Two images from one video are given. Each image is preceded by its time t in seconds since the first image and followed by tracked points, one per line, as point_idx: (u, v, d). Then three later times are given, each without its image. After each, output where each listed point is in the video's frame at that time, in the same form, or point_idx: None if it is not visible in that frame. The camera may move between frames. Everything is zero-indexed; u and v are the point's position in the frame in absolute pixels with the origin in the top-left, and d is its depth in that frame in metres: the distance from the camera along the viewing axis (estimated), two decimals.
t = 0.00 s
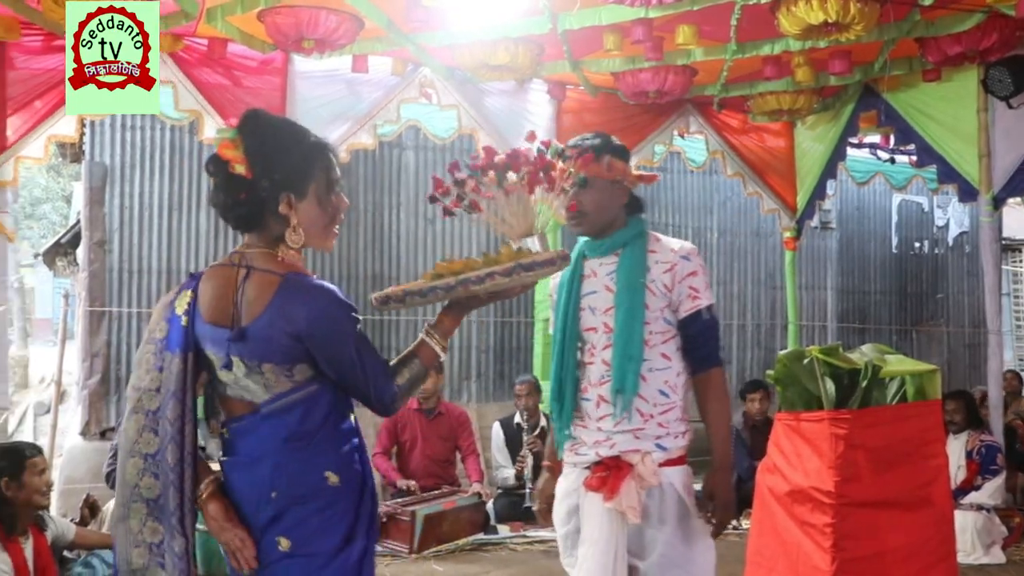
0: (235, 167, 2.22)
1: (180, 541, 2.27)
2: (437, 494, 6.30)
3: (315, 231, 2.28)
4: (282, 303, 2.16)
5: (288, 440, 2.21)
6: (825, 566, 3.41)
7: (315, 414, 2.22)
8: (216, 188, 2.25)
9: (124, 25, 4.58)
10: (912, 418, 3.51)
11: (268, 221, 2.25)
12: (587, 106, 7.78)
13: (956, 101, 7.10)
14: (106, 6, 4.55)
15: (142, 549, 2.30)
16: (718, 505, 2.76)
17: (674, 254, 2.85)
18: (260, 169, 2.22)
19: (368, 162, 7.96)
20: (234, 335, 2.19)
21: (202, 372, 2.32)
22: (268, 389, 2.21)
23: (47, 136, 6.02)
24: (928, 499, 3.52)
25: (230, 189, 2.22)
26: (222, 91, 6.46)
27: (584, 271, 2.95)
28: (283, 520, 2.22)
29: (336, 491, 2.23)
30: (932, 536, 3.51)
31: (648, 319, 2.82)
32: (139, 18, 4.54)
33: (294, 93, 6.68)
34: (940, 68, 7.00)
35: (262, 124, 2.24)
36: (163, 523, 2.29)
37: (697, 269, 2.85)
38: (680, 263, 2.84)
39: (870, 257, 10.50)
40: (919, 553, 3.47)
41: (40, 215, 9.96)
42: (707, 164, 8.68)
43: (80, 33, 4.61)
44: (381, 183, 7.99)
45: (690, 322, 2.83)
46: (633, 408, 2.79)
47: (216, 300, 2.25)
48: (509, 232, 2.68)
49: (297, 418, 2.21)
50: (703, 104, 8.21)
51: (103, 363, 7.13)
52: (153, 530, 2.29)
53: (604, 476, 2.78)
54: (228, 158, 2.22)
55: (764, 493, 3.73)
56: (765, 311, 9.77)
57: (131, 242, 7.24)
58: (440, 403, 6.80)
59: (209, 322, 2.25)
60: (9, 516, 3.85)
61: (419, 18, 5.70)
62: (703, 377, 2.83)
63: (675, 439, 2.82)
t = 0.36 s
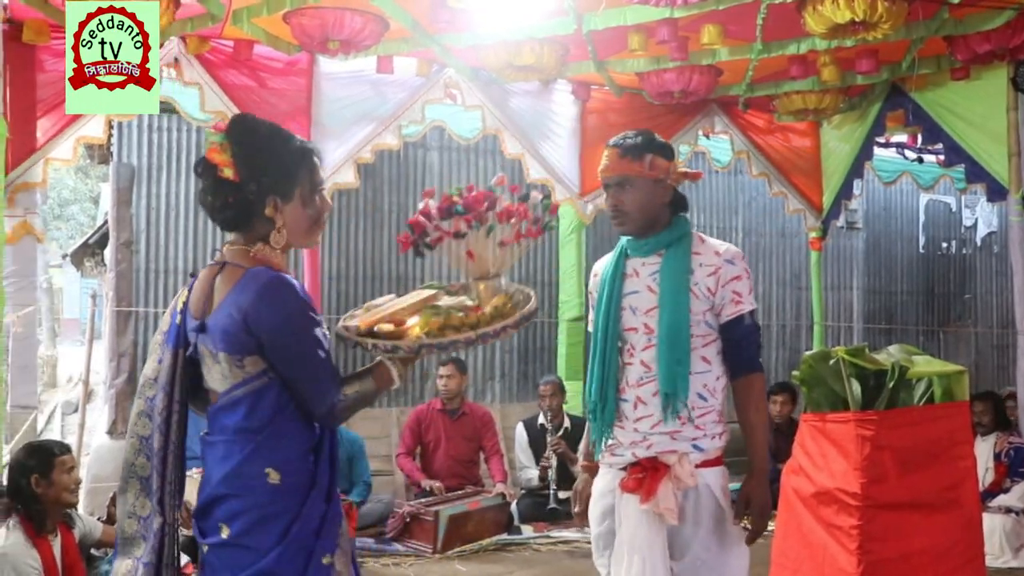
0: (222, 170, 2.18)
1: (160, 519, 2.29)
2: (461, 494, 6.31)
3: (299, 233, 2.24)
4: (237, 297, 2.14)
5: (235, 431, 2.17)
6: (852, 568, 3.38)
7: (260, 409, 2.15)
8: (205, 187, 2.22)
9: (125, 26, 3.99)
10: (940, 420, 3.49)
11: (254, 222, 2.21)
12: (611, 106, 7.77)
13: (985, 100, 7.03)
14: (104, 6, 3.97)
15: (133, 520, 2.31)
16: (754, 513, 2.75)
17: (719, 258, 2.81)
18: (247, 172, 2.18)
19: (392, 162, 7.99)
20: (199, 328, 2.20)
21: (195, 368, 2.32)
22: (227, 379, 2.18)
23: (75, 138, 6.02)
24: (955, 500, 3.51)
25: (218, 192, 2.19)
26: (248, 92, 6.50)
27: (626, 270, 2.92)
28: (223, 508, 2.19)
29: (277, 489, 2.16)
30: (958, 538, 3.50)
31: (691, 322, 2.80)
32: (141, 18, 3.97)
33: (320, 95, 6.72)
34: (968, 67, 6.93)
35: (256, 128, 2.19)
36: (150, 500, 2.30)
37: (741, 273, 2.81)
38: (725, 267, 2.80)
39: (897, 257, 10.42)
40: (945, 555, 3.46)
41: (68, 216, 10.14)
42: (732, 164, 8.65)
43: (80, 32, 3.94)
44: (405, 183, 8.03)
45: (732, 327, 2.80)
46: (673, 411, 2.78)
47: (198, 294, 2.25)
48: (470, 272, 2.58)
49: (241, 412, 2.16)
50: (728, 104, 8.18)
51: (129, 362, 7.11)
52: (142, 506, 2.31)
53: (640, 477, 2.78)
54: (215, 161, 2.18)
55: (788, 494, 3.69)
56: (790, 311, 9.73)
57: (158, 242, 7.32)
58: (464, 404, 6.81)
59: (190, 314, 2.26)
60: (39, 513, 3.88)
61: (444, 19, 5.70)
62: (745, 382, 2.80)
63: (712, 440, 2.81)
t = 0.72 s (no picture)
0: (181, 178, 2.28)
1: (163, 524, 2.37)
2: (462, 494, 6.32)
3: (257, 236, 2.36)
4: (194, 297, 2.25)
5: (198, 429, 2.28)
6: (854, 568, 3.38)
7: (221, 407, 2.26)
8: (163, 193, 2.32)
9: (124, 25, 3.99)
10: (941, 420, 3.50)
11: (214, 226, 2.32)
12: (613, 106, 7.77)
13: (986, 100, 7.02)
14: (106, 6, 3.97)
15: (143, 530, 2.42)
16: (757, 516, 2.76)
17: (727, 260, 2.81)
18: (206, 181, 2.29)
19: (393, 162, 7.98)
20: (160, 331, 2.32)
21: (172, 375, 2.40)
22: (188, 378, 2.28)
23: (76, 138, 6.04)
24: (956, 501, 3.52)
25: (179, 200, 2.30)
26: (250, 92, 6.52)
27: (635, 269, 2.92)
28: (185, 502, 2.30)
29: (236, 486, 2.24)
30: (959, 539, 3.51)
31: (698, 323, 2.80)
32: (138, 17, 3.97)
33: (321, 94, 6.76)
34: (970, 67, 6.93)
35: (215, 133, 2.30)
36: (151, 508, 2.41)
37: (749, 275, 2.82)
38: (732, 269, 2.80)
39: (898, 257, 10.42)
40: (946, 555, 3.47)
41: (69, 215, 10.14)
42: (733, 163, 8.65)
43: (82, 33, 3.93)
44: (406, 183, 8.02)
45: (739, 329, 2.80)
46: (679, 412, 2.77)
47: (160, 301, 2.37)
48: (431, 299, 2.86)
49: (204, 410, 2.27)
50: (730, 104, 8.18)
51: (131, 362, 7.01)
52: (146, 515, 2.41)
53: (643, 478, 2.78)
54: (173, 169, 2.28)
55: (789, 494, 3.70)
56: (791, 311, 9.74)
57: (158, 241, 7.33)
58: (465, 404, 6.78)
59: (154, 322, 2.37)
60: (41, 512, 3.89)
61: (445, 19, 5.70)
62: (751, 384, 2.81)
63: (717, 441, 2.81)
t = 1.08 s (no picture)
0: (161, 147, 2.30)
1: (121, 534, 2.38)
2: (462, 494, 6.32)
3: (226, 228, 2.36)
4: (169, 296, 2.24)
5: (172, 430, 2.27)
6: (853, 568, 3.38)
7: (201, 409, 2.26)
8: (139, 164, 2.32)
9: (125, 25, 4.01)
10: (941, 420, 3.50)
11: (183, 206, 2.32)
12: (613, 106, 7.78)
13: (986, 99, 7.02)
14: (106, 6, 3.99)
15: (93, 540, 2.42)
16: (752, 516, 2.73)
17: (728, 259, 2.81)
18: (184, 152, 2.31)
19: (393, 162, 7.98)
20: (132, 330, 2.30)
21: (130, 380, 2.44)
22: (160, 380, 2.28)
23: (77, 138, 6.04)
24: (956, 501, 3.52)
25: (153, 167, 2.30)
26: (250, 92, 6.52)
27: (635, 269, 2.92)
28: (155, 503, 2.29)
29: (213, 485, 2.26)
30: (959, 539, 3.51)
31: (698, 323, 2.79)
32: (139, 17, 3.98)
33: (321, 94, 6.76)
34: (970, 66, 6.93)
35: (193, 115, 2.32)
36: (106, 516, 2.40)
37: (750, 275, 2.81)
38: (733, 268, 2.80)
39: (898, 257, 10.42)
40: (947, 556, 3.47)
41: (70, 216, 10.15)
42: (733, 163, 8.65)
43: (82, 33, 3.94)
44: (406, 183, 8.02)
45: (739, 328, 2.79)
46: (679, 412, 2.77)
47: (129, 299, 2.34)
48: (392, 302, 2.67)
49: (181, 412, 2.26)
50: (729, 104, 8.18)
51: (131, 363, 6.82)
52: (99, 524, 2.41)
53: (644, 478, 2.78)
54: (155, 137, 2.29)
55: (789, 494, 3.70)
56: (790, 311, 9.73)
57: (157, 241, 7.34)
58: (465, 404, 6.79)
59: (123, 321, 2.34)
60: (40, 511, 3.88)
61: (445, 19, 5.70)
62: (751, 384, 2.81)
63: (717, 441, 2.81)
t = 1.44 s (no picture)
0: (135, 157, 2.29)
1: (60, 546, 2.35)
2: (461, 494, 6.31)
3: (211, 226, 2.37)
4: (147, 297, 2.24)
5: (146, 439, 2.28)
6: (853, 567, 3.54)
7: (169, 419, 2.26)
8: (116, 177, 2.31)
9: (125, 25, 4.02)
10: (940, 420, 3.62)
11: (168, 212, 2.33)
12: (613, 106, 7.77)
13: (987, 99, 7.02)
14: (106, 7, 4.00)
15: (32, 551, 2.36)
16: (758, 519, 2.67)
17: (722, 262, 2.76)
18: (160, 159, 2.30)
19: (393, 161, 7.98)
20: (105, 330, 2.29)
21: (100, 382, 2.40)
22: (130, 384, 2.25)
23: (76, 138, 6.04)
24: (956, 500, 3.67)
25: (132, 177, 2.30)
26: (250, 92, 6.52)
27: (636, 273, 2.92)
28: (132, 514, 2.31)
29: (186, 495, 2.27)
30: (959, 538, 3.67)
31: (697, 327, 2.77)
32: (139, 17, 3.98)
33: (321, 94, 6.76)
34: (970, 66, 6.93)
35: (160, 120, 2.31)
36: (51, 526, 2.35)
37: (747, 277, 2.75)
38: (728, 272, 2.76)
39: (898, 257, 10.43)
40: (946, 554, 3.64)
41: (70, 215, 10.17)
42: (733, 163, 8.65)
43: (82, 32, 3.95)
44: (406, 183, 8.02)
45: (738, 333, 2.74)
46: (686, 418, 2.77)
47: (105, 301, 2.32)
48: (353, 340, 2.79)
49: (151, 420, 2.26)
50: (729, 104, 8.18)
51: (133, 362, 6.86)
52: (43, 533, 2.35)
53: (656, 475, 2.80)
54: (125, 148, 2.27)
55: (792, 495, 3.90)
56: (790, 311, 9.73)
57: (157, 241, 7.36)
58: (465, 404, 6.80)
59: (99, 322, 2.32)
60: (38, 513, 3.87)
61: (445, 19, 5.69)
62: (756, 386, 2.73)
63: (730, 443, 2.79)
